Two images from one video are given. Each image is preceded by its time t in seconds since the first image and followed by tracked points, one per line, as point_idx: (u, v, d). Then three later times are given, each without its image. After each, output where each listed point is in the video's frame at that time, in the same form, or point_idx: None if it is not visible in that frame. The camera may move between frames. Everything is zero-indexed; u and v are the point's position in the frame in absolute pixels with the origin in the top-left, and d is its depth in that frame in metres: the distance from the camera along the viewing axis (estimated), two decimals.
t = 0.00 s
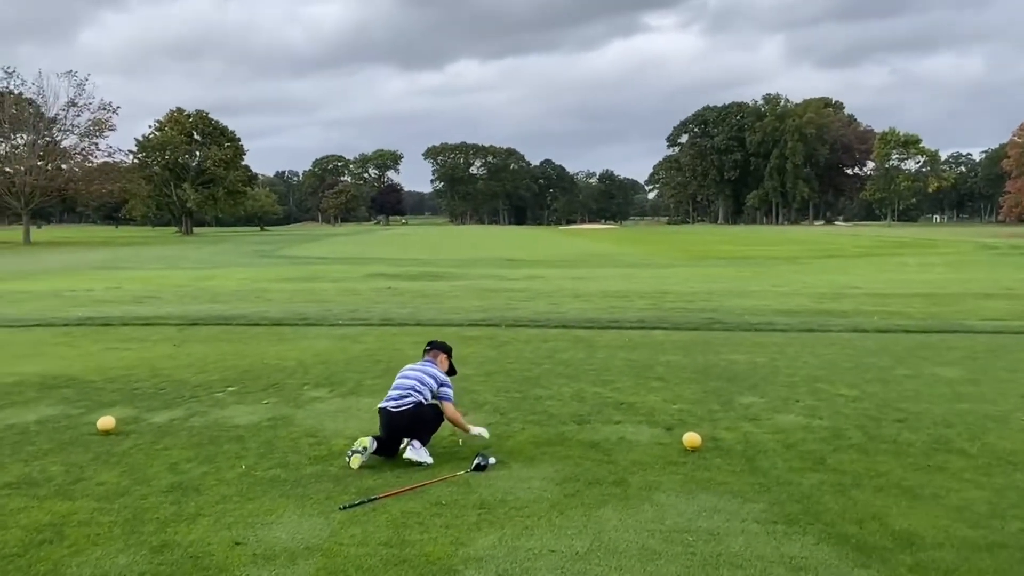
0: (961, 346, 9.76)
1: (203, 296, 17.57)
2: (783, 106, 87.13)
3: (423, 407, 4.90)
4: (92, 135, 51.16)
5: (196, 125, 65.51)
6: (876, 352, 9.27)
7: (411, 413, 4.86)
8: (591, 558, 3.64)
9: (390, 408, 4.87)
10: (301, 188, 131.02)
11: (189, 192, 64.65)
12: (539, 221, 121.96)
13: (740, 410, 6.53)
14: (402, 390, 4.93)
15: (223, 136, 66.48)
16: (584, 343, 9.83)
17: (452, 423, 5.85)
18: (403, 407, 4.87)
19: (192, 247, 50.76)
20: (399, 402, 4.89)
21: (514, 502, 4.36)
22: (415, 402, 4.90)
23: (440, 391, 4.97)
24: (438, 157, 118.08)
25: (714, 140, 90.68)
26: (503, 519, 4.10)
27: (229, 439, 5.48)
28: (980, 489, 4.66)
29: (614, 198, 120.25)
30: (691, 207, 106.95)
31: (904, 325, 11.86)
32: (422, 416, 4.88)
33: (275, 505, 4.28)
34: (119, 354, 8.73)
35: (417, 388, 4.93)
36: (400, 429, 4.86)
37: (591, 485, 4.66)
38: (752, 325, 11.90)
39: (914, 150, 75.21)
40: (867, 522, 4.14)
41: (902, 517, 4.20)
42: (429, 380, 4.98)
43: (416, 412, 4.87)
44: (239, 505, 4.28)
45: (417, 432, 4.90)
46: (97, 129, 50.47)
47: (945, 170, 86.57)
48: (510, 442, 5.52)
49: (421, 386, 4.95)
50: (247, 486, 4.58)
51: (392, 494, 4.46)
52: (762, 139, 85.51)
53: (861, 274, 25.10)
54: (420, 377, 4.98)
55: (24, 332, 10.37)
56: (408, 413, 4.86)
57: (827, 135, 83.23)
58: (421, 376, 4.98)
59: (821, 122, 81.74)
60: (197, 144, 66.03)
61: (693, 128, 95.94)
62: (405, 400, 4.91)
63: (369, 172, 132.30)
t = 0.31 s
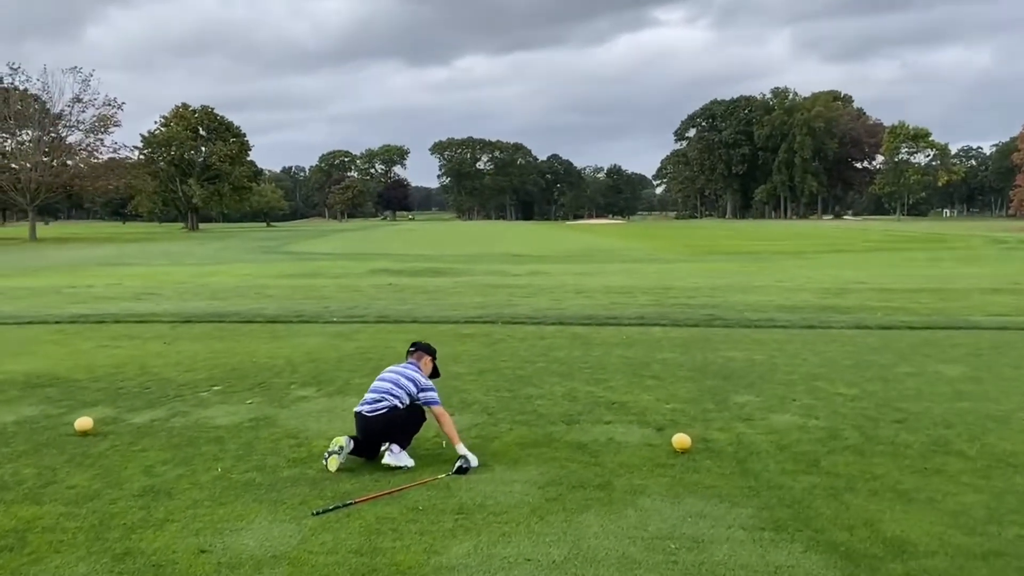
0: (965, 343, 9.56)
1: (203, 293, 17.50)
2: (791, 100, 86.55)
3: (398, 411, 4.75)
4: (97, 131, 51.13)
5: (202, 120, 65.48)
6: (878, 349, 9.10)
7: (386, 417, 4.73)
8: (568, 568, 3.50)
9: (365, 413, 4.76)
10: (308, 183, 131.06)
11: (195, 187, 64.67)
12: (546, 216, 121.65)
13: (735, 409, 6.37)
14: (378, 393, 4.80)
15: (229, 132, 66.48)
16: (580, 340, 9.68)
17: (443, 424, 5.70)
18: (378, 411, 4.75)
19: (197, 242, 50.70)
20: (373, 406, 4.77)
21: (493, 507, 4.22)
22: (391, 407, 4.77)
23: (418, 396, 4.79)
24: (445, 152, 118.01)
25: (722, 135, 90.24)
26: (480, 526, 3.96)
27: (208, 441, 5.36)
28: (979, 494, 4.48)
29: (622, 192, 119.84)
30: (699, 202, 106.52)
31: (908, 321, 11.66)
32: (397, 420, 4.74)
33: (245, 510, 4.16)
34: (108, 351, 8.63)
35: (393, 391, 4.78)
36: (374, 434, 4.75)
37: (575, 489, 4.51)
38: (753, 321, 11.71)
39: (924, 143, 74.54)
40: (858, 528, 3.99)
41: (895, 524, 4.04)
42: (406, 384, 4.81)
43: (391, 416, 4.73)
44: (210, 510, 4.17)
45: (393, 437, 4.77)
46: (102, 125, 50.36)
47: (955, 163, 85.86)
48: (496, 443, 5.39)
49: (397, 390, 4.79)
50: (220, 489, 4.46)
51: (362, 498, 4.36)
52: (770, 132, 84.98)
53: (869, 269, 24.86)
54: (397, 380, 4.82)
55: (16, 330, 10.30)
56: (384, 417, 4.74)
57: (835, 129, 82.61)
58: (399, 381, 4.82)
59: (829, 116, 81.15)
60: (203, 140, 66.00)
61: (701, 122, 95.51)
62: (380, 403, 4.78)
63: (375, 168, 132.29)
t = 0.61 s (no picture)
0: (972, 338, 9.37)
1: (203, 288, 17.41)
2: (799, 92, 85.92)
3: (380, 413, 4.64)
4: (103, 126, 50.99)
5: (207, 115, 65.30)
6: (883, 345, 8.91)
7: (367, 420, 4.61)
8: None
9: (346, 415, 4.64)
10: (315, 177, 130.99)
11: (201, 181, 64.58)
12: (553, 210, 121.27)
13: (733, 409, 6.22)
14: (360, 396, 4.67)
15: (235, 126, 66.31)
16: (579, 336, 9.54)
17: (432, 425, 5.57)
18: (359, 414, 4.63)
19: (201, 237, 50.70)
20: (355, 408, 4.65)
21: (475, 510, 4.09)
22: (376, 410, 4.67)
23: (403, 397, 4.69)
24: (451, 146, 117.84)
25: (729, 127, 89.75)
26: (462, 531, 3.84)
27: (190, 441, 5.24)
28: (980, 497, 4.33)
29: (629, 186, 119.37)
30: (707, 195, 105.99)
31: (916, 316, 11.44)
32: (378, 423, 4.62)
33: (223, 514, 4.03)
34: (98, 348, 8.53)
35: (375, 394, 4.66)
36: (356, 437, 4.63)
37: (563, 493, 4.37)
38: (756, 316, 11.53)
39: (933, 136, 73.85)
40: (855, 535, 3.84)
41: (892, 530, 3.89)
42: (389, 386, 4.69)
43: (371, 420, 4.61)
44: (186, 514, 4.05)
45: (375, 440, 4.66)
46: (108, 119, 50.30)
47: (964, 155, 85.13)
48: (485, 444, 5.26)
49: (379, 392, 4.68)
50: (197, 492, 4.35)
51: (341, 500, 4.24)
52: (778, 125, 84.37)
53: (876, 262, 24.60)
54: (379, 382, 4.71)
55: (10, 325, 10.22)
56: (364, 420, 4.62)
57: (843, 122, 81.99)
58: (385, 384, 4.70)
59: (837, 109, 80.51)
60: (209, 135, 65.84)
61: (708, 115, 95.05)
62: (361, 406, 4.66)
63: (382, 162, 132.09)
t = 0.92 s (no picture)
0: (983, 335, 9.18)
1: (205, 284, 17.29)
2: (805, 86, 85.42)
3: (373, 415, 4.51)
4: (108, 122, 50.94)
5: (212, 111, 65.29)
6: (890, 342, 8.73)
7: (360, 422, 4.47)
8: None
9: (338, 418, 4.48)
10: (320, 173, 131.02)
11: (206, 177, 64.54)
12: (558, 205, 120.98)
13: (738, 408, 6.06)
14: (351, 397, 4.52)
15: (240, 122, 66.26)
16: (581, 333, 9.38)
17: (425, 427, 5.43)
18: (351, 417, 4.48)
19: (205, 233, 50.65)
20: (346, 411, 4.50)
21: (470, 517, 3.93)
22: (370, 412, 4.54)
23: (397, 397, 4.58)
24: (456, 142, 117.72)
25: (735, 122, 89.33)
26: (455, 539, 3.68)
27: (179, 444, 5.09)
28: (997, 503, 4.15)
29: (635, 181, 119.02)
30: (712, 190, 105.66)
31: (926, 312, 11.22)
32: (371, 425, 4.49)
33: (210, 520, 3.89)
34: (93, 346, 8.40)
35: (367, 395, 4.51)
36: (350, 440, 4.49)
37: (562, 497, 4.22)
38: (762, 313, 11.34)
39: (940, 130, 73.26)
40: (867, 543, 3.67)
41: (905, 538, 3.71)
42: (381, 385, 4.57)
43: (364, 422, 4.47)
44: (172, 520, 3.90)
45: (369, 442, 4.52)
46: (114, 116, 50.17)
47: (972, 149, 84.51)
48: (482, 445, 5.10)
49: (372, 393, 4.54)
50: (184, 497, 4.20)
51: (334, 506, 4.09)
52: (783, 120, 83.91)
53: (883, 257, 24.34)
54: (371, 382, 4.58)
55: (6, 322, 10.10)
56: (356, 423, 4.48)
57: (849, 116, 81.51)
58: (376, 382, 4.58)
59: (844, 103, 80.03)
60: (214, 131, 65.83)
61: (714, 110, 94.68)
62: (352, 409, 4.51)
63: (387, 157, 131.96)
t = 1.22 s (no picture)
0: (1002, 336, 8.92)
1: (207, 283, 17.12)
2: (813, 80, 84.70)
3: (373, 425, 4.32)
4: (112, 118, 50.82)
5: (217, 107, 64.89)
6: (906, 343, 8.49)
7: (358, 432, 4.28)
8: None
9: (335, 429, 4.28)
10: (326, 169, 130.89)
11: (212, 174, 64.33)
12: (564, 200, 120.54)
13: (752, 414, 5.84)
14: (348, 406, 4.33)
15: (245, 118, 65.87)
16: (588, 334, 9.18)
17: (425, 438, 5.23)
18: (348, 427, 4.29)
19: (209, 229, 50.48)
20: (343, 421, 4.30)
21: (472, 535, 3.74)
22: (369, 420, 4.35)
23: (396, 406, 4.40)
24: (462, 137, 117.38)
25: (743, 117, 88.68)
26: (455, 561, 3.48)
27: (171, 454, 4.90)
28: None
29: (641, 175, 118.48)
30: (720, 185, 105.04)
31: (941, 312, 10.96)
32: (370, 436, 4.30)
33: (199, 539, 3.70)
34: (89, 348, 8.24)
35: (365, 404, 4.33)
36: (348, 452, 4.29)
37: (568, 514, 4.01)
38: (773, 312, 11.09)
39: (949, 124, 72.48)
40: (892, 565, 3.46)
41: (932, 561, 3.50)
42: (378, 393, 4.39)
43: (363, 432, 4.28)
44: (159, 538, 3.71)
45: (367, 454, 4.33)
46: (118, 112, 50.08)
47: (982, 144, 83.69)
48: (484, 456, 4.91)
49: (370, 401, 4.35)
50: (174, 513, 4.02)
51: (330, 523, 3.89)
52: (791, 114, 83.26)
53: (894, 253, 23.98)
54: (368, 390, 4.40)
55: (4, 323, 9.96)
56: (354, 434, 4.28)
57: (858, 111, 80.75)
58: (371, 389, 4.41)
59: (852, 97, 79.32)
60: (219, 127, 65.60)
61: (721, 104, 94.09)
62: (350, 418, 4.31)
63: (393, 153, 131.61)
